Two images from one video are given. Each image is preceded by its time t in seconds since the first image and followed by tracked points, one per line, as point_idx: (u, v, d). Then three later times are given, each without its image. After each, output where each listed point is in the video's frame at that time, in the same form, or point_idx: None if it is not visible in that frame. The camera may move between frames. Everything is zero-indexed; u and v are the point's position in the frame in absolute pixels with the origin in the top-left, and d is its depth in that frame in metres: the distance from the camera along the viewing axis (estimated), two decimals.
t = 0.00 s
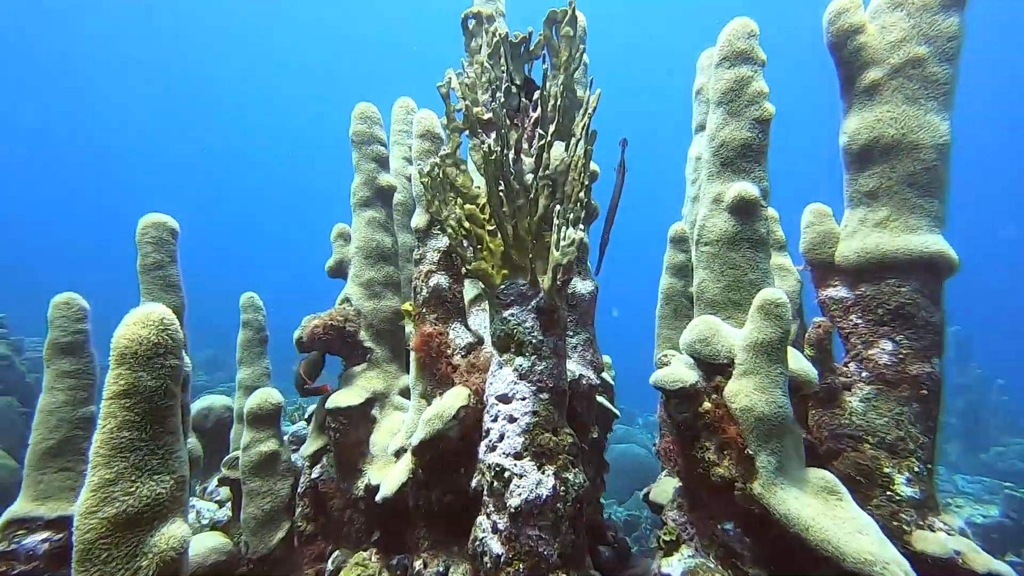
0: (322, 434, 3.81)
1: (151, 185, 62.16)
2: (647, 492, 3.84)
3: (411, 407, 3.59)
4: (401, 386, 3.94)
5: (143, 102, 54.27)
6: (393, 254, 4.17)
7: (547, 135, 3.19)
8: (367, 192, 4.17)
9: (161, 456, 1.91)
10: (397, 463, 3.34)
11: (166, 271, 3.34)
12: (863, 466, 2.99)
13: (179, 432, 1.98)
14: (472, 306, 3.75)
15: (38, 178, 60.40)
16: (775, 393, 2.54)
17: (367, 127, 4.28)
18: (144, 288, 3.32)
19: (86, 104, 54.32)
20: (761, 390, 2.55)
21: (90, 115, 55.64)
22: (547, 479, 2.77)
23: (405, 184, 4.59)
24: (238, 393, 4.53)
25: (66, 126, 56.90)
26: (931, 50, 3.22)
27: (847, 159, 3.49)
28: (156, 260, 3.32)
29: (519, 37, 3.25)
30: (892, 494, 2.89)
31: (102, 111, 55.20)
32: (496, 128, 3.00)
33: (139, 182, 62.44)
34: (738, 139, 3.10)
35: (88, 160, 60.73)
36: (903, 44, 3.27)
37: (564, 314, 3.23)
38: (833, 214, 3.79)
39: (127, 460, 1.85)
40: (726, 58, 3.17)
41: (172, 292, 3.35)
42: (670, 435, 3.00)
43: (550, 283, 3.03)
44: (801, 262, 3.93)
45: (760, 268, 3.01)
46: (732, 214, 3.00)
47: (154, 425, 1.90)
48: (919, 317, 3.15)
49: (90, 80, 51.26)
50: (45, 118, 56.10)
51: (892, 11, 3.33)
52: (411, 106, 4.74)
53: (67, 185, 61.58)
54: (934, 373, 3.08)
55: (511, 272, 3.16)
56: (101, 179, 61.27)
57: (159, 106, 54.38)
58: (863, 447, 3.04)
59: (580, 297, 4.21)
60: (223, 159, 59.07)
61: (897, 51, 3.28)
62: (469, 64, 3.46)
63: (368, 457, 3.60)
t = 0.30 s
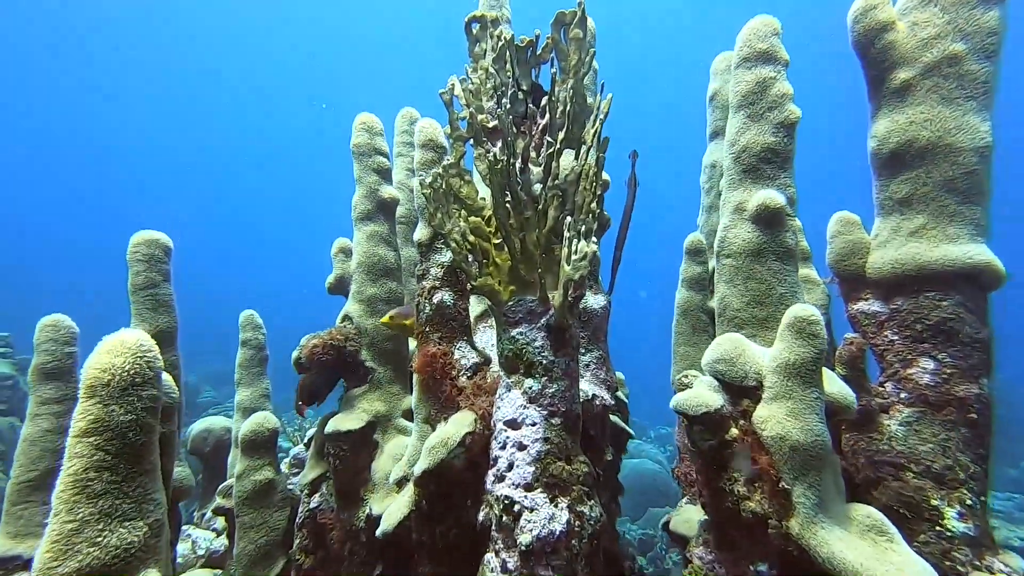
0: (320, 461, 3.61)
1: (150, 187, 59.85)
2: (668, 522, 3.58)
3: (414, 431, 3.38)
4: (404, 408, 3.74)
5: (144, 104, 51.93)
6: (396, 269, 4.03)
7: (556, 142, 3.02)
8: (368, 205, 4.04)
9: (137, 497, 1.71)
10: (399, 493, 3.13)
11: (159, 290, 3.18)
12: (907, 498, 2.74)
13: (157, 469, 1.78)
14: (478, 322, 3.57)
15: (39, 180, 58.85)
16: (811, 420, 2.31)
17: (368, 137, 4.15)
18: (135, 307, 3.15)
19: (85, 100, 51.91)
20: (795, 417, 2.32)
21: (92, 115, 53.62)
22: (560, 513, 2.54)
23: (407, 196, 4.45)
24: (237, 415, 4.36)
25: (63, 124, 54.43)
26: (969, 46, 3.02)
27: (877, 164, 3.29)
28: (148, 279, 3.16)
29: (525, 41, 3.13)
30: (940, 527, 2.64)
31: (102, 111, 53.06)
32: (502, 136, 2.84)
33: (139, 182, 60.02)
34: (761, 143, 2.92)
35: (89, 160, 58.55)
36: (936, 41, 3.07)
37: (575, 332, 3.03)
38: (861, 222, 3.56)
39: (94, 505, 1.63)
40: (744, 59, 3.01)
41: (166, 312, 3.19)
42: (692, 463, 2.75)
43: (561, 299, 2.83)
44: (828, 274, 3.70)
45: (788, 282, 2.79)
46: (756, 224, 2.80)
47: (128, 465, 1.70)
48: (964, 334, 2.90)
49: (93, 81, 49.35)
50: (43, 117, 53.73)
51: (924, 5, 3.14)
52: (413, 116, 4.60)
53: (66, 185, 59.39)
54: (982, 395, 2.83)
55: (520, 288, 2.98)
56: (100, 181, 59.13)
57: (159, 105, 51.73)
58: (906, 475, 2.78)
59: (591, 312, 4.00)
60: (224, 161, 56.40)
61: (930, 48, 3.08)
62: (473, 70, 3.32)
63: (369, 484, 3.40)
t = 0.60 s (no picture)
0: (309, 488, 3.42)
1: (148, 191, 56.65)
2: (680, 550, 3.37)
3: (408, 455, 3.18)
4: (398, 429, 3.54)
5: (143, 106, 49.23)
6: (391, 282, 3.86)
7: (556, 148, 2.85)
8: (362, 215, 3.88)
9: (84, 550, 1.51)
10: (391, 524, 2.93)
11: (135, 307, 3.02)
12: (942, 530, 2.51)
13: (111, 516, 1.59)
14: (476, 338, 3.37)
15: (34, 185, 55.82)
16: (840, 449, 2.09)
17: (360, 145, 4.00)
18: (110, 325, 2.99)
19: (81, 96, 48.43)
20: (822, 445, 2.11)
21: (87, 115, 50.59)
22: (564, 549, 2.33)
23: (402, 206, 4.30)
24: (225, 436, 4.17)
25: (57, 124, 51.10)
26: (996, 42, 2.85)
27: (897, 168, 3.11)
28: (127, 294, 3.00)
29: (523, 41, 2.98)
30: (979, 562, 2.42)
31: (102, 113, 50.41)
32: (499, 142, 2.67)
33: (137, 183, 57.64)
34: (776, 147, 2.75)
35: (88, 160, 55.53)
36: (961, 37, 2.90)
37: (579, 349, 2.84)
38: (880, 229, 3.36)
39: (31, 563, 1.44)
40: (755, 58, 2.85)
41: (144, 330, 3.02)
42: (707, 493, 2.54)
43: (564, 315, 2.64)
44: (845, 284, 3.50)
45: (809, 295, 2.59)
46: (772, 233, 2.62)
47: (74, 513, 1.51)
48: (999, 351, 2.71)
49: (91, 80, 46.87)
50: (42, 116, 50.23)
51: None
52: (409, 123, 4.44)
53: (66, 186, 56.32)
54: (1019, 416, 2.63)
55: (519, 303, 2.80)
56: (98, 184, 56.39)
57: (157, 102, 49.81)
58: (940, 505, 2.56)
59: (595, 325, 3.81)
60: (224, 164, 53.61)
61: (954, 44, 2.91)
62: (468, 73, 3.16)
63: (363, 513, 3.21)
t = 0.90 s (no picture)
0: (295, 520, 3.26)
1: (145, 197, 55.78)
2: None
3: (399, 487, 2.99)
4: (391, 457, 3.34)
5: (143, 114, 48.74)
6: (385, 300, 3.69)
7: (558, 160, 2.69)
8: (356, 231, 3.75)
9: None
10: (381, 564, 2.72)
11: (109, 331, 2.84)
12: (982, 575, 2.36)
13: None
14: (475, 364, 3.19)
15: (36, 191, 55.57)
16: (872, 491, 1.90)
17: (353, 158, 3.88)
18: (83, 350, 2.81)
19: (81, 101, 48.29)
20: (851, 486, 1.91)
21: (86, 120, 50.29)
22: None
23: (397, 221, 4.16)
24: (210, 461, 3.97)
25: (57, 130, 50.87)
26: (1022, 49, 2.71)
27: (917, 180, 2.95)
28: (102, 317, 2.84)
29: (521, 49, 2.83)
30: None
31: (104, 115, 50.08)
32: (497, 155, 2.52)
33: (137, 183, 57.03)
34: (793, 160, 2.60)
35: (88, 161, 55.59)
36: (986, 43, 2.75)
37: (583, 375, 2.65)
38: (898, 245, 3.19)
39: None
40: (767, 68, 2.73)
41: (120, 355, 2.85)
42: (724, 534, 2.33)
43: (566, 339, 2.46)
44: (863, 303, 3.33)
45: (831, 317, 2.41)
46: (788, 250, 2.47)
47: None
48: None
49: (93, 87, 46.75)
50: (42, 116, 51.04)
51: (968, 6, 2.83)
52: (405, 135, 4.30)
53: (66, 185, 56.57)
54: None
55: (518, 325, 2.62)
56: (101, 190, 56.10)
57: (157, 103, 49.42)
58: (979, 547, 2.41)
59: (598, 346, 3.62)
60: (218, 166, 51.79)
61: (977, 51, 2.76)
62: (464, 84, 3.02)
63: (352, 549, 3.03)
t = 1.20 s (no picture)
0: (278, 548, 3.08)
1: (145, 202, 55.40)
2: None
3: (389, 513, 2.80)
4: (381, 479, 3.18)
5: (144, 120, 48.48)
6: (377, 311, 3.53)
7: (558, 166, 2.54)
8: (346, 238, 3.59)
9: None
10: None
11: (77, 345, 2.86)
12: None
13: None
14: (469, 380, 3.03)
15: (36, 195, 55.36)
16: (906, 531, 1.72)
17: (345, 163, 3.73)
18: (52, 364, 2.84)
19: (83, 106, 48.19)
20: (882, 525, 1.75)
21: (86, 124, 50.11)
22: None
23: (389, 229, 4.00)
24: (193, 479, 3.78)
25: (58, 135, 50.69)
26: None
27: (939, 186, 2.83)
28: (73, 330, 2.87)
29: (520, 48, 2.69)
30: None
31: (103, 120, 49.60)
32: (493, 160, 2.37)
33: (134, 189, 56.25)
34: (810, 167, 2.47)
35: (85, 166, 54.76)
36: (1013, 40, 2.62)
37: (585, 396, 2.48)
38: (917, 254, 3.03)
39: None
40: (780, 70, 2.62)
41: (88, 370, 2.87)
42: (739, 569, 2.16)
43: (567, 356, 2.28)
44: (880, 316, 3.19)
45: (852, 333, 2.25)
46: (806, 261, 2.33)
47: None
48: None
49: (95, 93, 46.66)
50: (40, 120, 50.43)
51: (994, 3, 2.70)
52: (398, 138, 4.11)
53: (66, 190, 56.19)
54: None
55: (516, 342, 2.45)
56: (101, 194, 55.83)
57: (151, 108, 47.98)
58: None
59: (601, 360, 3.45)
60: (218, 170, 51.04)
61: (1004, 49, 2.64)
62: (458, 84, 2.87)
63: None
